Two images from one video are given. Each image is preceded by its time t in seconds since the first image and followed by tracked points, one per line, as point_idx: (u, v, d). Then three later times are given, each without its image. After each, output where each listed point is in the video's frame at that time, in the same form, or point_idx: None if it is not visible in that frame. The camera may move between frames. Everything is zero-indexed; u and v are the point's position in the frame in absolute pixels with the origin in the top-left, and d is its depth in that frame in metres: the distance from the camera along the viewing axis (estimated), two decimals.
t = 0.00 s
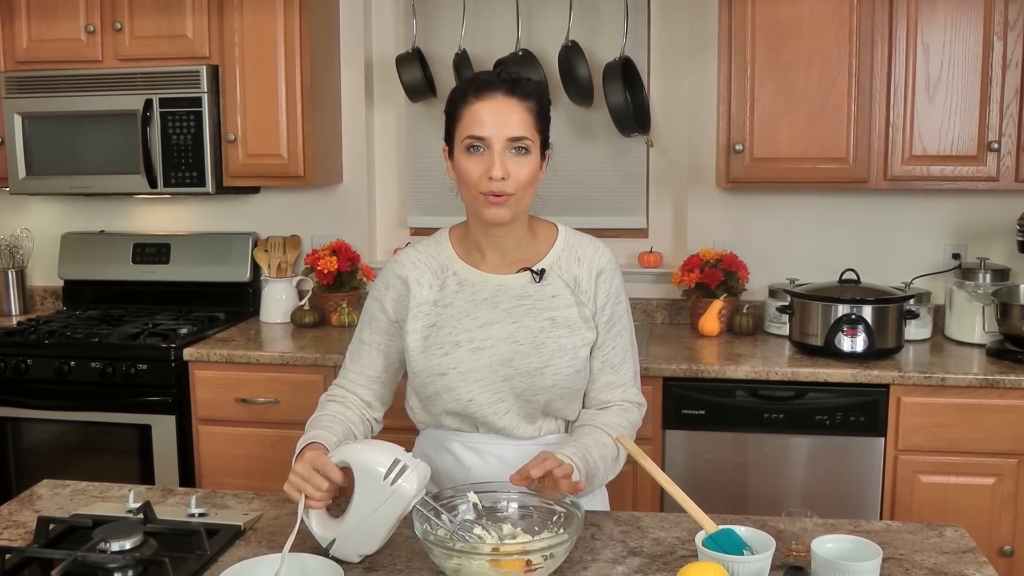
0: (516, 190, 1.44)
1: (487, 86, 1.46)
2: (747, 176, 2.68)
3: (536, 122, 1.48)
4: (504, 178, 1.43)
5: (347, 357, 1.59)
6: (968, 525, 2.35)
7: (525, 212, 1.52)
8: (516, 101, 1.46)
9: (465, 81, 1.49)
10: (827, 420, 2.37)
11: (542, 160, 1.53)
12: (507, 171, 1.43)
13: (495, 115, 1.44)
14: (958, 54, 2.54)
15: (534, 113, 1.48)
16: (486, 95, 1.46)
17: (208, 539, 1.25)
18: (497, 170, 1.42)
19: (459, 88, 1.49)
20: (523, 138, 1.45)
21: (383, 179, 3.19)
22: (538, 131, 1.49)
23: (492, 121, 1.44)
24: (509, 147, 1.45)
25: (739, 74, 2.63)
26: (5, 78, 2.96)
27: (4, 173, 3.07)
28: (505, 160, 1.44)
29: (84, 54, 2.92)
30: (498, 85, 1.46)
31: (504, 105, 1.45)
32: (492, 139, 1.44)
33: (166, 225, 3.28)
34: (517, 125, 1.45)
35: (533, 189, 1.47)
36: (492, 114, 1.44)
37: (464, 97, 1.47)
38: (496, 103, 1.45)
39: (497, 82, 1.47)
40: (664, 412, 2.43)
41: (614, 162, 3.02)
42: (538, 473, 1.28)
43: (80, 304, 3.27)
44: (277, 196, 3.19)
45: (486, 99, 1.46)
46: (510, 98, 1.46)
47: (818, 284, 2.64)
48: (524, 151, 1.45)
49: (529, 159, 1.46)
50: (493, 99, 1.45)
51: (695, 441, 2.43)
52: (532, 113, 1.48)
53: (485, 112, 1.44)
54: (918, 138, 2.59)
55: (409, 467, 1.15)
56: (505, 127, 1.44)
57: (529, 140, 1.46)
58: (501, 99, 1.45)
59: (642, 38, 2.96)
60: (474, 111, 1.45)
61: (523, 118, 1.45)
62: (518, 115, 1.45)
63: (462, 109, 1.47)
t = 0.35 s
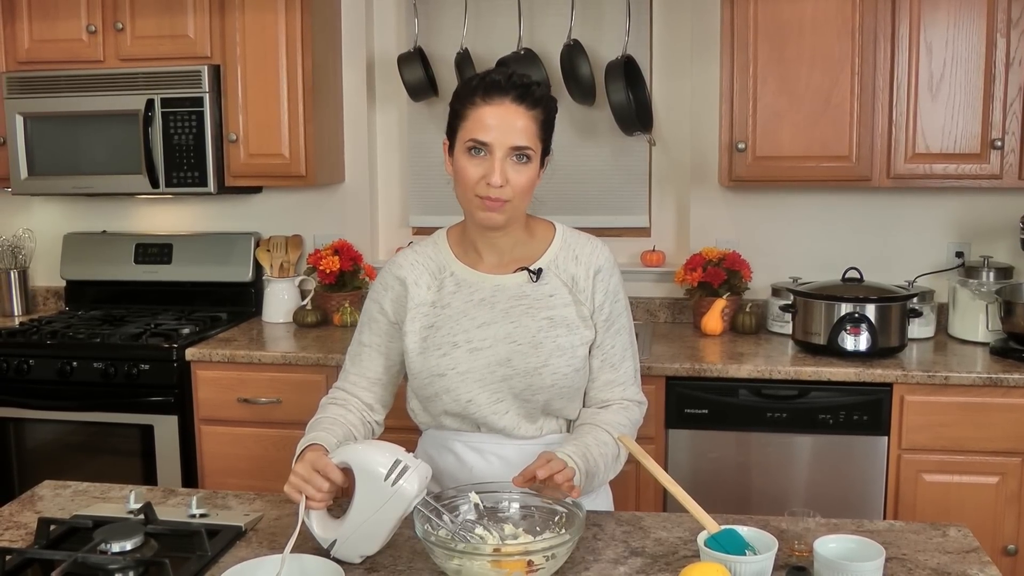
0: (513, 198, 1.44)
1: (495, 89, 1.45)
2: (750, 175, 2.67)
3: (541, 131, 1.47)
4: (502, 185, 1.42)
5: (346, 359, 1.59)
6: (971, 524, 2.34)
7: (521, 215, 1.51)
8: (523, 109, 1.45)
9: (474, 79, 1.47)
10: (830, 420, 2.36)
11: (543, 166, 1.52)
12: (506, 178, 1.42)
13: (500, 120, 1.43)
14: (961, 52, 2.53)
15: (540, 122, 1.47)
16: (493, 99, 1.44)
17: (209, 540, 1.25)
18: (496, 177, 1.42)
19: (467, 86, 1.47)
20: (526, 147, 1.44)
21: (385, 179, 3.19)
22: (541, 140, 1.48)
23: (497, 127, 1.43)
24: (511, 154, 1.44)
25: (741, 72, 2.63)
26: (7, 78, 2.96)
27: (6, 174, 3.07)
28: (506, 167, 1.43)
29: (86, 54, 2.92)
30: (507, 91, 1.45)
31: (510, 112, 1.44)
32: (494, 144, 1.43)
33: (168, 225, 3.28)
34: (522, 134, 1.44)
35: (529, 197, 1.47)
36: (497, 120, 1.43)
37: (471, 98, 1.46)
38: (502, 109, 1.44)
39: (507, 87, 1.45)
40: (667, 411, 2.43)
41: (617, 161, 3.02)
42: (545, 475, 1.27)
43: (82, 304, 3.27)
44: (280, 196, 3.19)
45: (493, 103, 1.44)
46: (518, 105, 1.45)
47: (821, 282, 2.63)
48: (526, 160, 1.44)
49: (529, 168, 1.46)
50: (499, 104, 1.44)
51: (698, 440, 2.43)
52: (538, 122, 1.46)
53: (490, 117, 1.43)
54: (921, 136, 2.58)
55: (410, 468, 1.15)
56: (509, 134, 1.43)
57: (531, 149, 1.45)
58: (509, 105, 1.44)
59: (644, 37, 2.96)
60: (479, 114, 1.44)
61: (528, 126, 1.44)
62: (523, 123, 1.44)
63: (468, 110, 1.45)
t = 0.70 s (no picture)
0: (522, 212, 1.41)
1: (497, 103, 1.38)
2: (752, 174, 2.67)
3: (546, 138, 1.41)
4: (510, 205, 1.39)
5: (346, 353, 1.58)
6: (974, 524, 2.34)
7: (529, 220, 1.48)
8: (526, 120, 1.38)
9: (474, 87, 1.40)
10: (832, 419, 2.36)
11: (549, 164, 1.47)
12: (513, 197, 1.38)
13: (503, 137, 1.37)
14: (964, 51, 2.53)
15: (545, 129, 1.41)
16: (494, 113, 1.38)
17: (209, 540, 1.25)
18: (502, 196, 1.37)
19: (467, 96, 1.40)
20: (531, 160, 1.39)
21: (387, 179, 3.18)
22: (546, 145, 1.42)
23: (500, 144, 1.37)
24: (517, 169, 1.39)
25: (744, 71, 2.62)
26: (9, 78, 2.96)
27: (8, 174, 3.07)
28: (511, 184, 1.38)
29: (88, 54, 2.92)
30: (509, 102, 1.38)
31: (513, 126, 1.37)
32: (499, 163, 1.37)
33: (170, 225, 3.28)
34: (526, 148, 1.38)
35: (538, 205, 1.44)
36: (500, 136, 1.37)
37: (472, 111, 1.39)
38: (505, 124, 1.37)
39: (508, 98, 1.38)
40: (669, 411, 2.42)
41: (619, 160, 3.01)
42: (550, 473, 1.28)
43: (84, 304, 3.27)
44: (281, 196, 3.19)
45: (495, 118, 1.38)
46: (521, 118, 1.38)
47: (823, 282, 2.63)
48: (531, 172, 1.40)
49: (535, 179, 1.41)
50: (502, 119, 1.37)
51: (699, 440, 2.43)
52: (542, 130, 1.40)
53: (493, 134, 1.37)
54: (923, 135, 2.57)
55: (416, 466, 1.15)
56: (513, 151, 1.37)
57: (537, 161, 1.39)
58: (511, 119, 1.37)
59: (646, 36, 2.95)
60: (481, 130, 1.38)
61: (532, 138, 1.38)
62: (527, 136, 1.38)
63: (470, 126, 1.39)
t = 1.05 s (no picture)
0: (528, 217, 1.41)
1: (507, 107, 1.37)
2: (752, 174, 2.66)
3: (553, 145, 1.41)
4: (517, 210, 1.38)
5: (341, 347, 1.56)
6: (975, 523, 2.34)
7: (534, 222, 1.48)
8: (536, 126, 1.38)
9: (485, 89, 1.39)
10: (833, 418, 2.36)
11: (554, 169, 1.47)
12: (520, 202, 1.38)
13: (512, 142, 1.36)
14: (964, 49, 2.52)
15: (553, 135, 1.40)
16: (505, 116, 1.37)
17: (210, 541, 1.25)
18: (510, 201, 1.37)
19: (477, 97, 1.39)
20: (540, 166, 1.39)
21: (388, 179, 3.18)
22: (554, 151, 1.42)
23: (509, 149, 1.36)
24: (525, 174, 1.39)
25: (744, 71, 2.62)
26: (10, 80, 2.96)
27: (9, 175, 3.08)
28: (519, 188, 1.38)
29: (88, 55, 2.92)
30: (520, 107, 1.37)
31: (523, 131, 1.37)
32: (508, 168, 1.37)
33: (170, 226, 3.28)
34: (535, 154, 1.37)
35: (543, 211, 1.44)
36: (509, 140, 1.36)
37: (482, 114, 1.38)
38: (515, 129, 1.37)
39: (519, 103, 1.37)
40: (670, 410, 2.43)
41: (619, 160, 3.01)
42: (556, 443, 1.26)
43: (85, 305, 3.28)
44: (282, 197, 3.19)
45: (505, 121, 1.37)
46: (531, 123, 1.37)
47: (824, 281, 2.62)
48: (539, 177, 1.40)
49: (541, 184, 1.41)
50: (512, 124, 1.37)
51: (701, 440, 2.43)
52: (551, 136, 1.40)
53: (502, 139, 1.36)
54: (924, 133, 2.57)
55: (434, 460, 1.14)
56: (523, 156, 1.37)
57: (545, 167, 1.39)
58: (521, 124, 1.37)
59: (646, 36, 2.95)
60: (491, 133, 1.37)
61: (542, 144, 1.38)
62: (536, 141, 1.37)
63: (480, 128, 1.38)
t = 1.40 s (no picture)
0: (533, 217, 1.41)
1: (506, 110, 1.37)
2: (752, 173, 2.66)
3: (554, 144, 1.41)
4: (522, 212, 1.38)
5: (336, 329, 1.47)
6: (976, 522, 2.33)
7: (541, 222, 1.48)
8: (536, 126, 1.38)
9: (482, 92, 1.39)
10: (834, 417, 2.36)
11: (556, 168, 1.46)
12: (524, 204, 1.37)
13: (512, 144, 1.36)
14: (964, 47, 2.52)
15: (553, 135, 1.40)
16: (504, 119, 1.37)
17: (211, 541, 1.25)
18: (515, 203, 1.37)
19: (475, 101, 1.39)
20: (541, 166, 1.38)
21: (389, 180, 3.19)
22: (554, 150, 1.41)
23: (511, 150, 1.36)
24: (528, 175, 1.38)
25: (744, 70, 2.62)
26: (10, 81, 2.97)
27: (10, 177, 3.08)
28: (523, 190, 1.38)
29: (89, 56, 2.92)
30: (519, 108, 1.37)
31: (523, 132, 1.36)
32: (509, 170, 1.36)
33: (171, 227, 3.29)
34: (536, 154, 1.37)
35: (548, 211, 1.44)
36: (509, 142, 1.36)
37: (481, 118, 1.38)
38: (513, 131, 1.36)
39: (517, 104, 1.37)
40: (670, 410, 2.43)
41: (619, 160, 3.02)
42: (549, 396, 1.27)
43: (87, 306, 3.28)
44: (283, 198, 3.19)
45: (505, 125, 1.37)
46: (531, 123, 1.37)
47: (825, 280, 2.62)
48: (541, 177, 1.39)
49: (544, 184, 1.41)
50: (511, 126, 1.36)
51: (701, 439, 2.43)
52: (551, 136, 1.40)
53: (502, 142, 1.36)
54: (924, 132, 2.57)
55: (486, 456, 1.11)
56: (523, 158, 1.36)
57: (546, 167, 1.39)
58: (521, 125, 1.36)
59: (646, 35, 2.95)
60: (491, 137, 1.37)
61: (541, 145, 1.37)
62: (536, 142, 1.37)
63: (479, 132, 1.38)
